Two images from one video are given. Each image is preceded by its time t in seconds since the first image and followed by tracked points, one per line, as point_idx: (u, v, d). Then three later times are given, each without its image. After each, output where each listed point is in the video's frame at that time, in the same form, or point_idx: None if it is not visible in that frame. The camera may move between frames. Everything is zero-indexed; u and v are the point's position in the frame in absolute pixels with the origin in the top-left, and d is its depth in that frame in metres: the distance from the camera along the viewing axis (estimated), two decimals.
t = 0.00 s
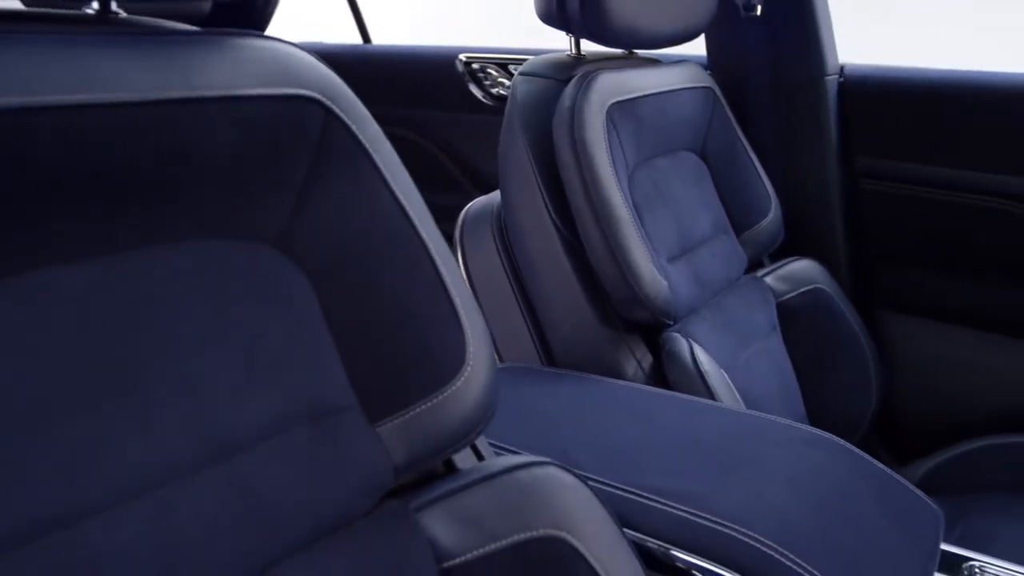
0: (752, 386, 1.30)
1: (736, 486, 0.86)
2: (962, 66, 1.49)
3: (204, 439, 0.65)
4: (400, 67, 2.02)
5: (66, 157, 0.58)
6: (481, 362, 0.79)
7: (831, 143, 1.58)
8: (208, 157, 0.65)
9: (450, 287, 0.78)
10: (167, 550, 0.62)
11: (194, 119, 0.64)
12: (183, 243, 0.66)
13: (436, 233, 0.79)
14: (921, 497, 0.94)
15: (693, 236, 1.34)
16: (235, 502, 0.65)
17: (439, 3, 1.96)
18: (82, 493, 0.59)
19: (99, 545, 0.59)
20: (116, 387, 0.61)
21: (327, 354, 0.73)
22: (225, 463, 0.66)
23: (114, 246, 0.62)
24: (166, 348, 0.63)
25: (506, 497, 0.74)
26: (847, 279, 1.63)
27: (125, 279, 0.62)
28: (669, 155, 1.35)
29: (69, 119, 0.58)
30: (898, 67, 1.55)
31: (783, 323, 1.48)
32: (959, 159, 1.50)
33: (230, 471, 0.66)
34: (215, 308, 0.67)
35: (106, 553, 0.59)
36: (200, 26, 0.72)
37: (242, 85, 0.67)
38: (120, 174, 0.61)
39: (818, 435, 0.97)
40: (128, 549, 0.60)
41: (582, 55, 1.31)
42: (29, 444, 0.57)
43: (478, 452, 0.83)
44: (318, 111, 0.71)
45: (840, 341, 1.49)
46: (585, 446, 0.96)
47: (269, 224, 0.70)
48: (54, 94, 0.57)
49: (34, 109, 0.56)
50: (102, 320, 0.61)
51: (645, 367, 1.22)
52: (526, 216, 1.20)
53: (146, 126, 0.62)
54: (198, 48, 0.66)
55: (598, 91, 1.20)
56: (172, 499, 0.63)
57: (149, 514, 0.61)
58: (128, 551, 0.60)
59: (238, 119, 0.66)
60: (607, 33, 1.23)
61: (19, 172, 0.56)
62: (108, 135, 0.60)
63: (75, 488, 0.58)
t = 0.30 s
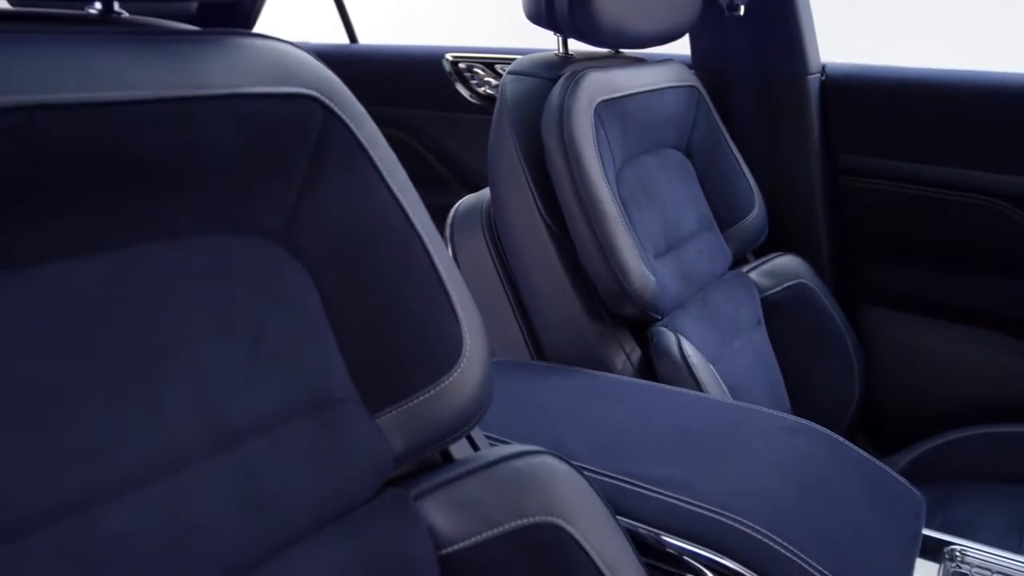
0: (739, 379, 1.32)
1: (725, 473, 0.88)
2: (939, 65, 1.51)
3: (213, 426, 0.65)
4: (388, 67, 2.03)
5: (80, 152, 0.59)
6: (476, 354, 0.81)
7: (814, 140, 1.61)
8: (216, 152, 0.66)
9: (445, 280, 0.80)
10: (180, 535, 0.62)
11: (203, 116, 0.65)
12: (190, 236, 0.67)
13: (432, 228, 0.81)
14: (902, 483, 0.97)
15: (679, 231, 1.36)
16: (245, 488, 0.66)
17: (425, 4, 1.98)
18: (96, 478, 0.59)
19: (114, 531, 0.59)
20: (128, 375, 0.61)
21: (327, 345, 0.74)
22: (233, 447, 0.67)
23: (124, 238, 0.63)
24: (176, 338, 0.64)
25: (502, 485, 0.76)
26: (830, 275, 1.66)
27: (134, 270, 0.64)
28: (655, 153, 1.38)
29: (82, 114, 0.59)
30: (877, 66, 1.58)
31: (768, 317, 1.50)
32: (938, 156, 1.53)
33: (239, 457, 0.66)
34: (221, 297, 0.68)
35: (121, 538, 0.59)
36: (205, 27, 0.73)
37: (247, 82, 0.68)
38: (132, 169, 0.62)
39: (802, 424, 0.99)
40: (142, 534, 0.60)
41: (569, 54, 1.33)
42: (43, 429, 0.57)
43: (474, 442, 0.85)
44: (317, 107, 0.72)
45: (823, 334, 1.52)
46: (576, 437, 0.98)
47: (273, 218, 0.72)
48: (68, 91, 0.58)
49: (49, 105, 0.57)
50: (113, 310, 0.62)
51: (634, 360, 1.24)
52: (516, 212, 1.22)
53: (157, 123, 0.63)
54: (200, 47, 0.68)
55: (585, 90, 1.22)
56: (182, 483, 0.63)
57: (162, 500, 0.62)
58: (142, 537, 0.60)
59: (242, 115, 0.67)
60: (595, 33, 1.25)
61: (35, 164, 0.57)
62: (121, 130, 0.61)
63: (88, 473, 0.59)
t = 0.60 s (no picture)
0: (724, 372, 1.35)
1: (713, 461, 0.91)
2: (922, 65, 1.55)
3: (216, 416, 0.67)
4: (374, 66, 2.05)
5: (87, 150, 0.61)
6: (471, 346, 0.83)
7: (796, 138, 1.64)
8: (218, 150, 0.68)
9: (440, 274, 0.82)
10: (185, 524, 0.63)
11: (206, 115, 0.67)
12: (191, 232, 0.69)
13: (427, 224, 0.83)
14: (885, 470, 1.00)
15: (666, 228, 1.39)
16: (247, 479, 0.68)
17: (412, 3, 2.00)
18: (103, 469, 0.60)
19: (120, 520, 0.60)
20: (134, 368, 0.63)
21: (326, 337, 0.76)
22: (236, 439, 0.68)
23: (128, 233, 0.65)
24: (180, 331, 0.66)
25: (497, 473, 0.78)
26: (813, 270, 1.69)
27: (139, 265, 0.65)
28: (642, 151, 1.40)
29: (88, 113, 0.60)
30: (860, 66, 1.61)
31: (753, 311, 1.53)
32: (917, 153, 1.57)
33: (240, 448, 0.68)
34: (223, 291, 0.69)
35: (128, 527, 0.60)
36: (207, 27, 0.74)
37: (248, 81, 0.70)
38: (137, 165, 0.64)
39: (788, 415, 1.02)
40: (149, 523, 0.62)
41: (556, 53, 1.35)
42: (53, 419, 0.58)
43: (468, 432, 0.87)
44: (315, 105, 0.74)
45: (806, 328, 1.54)
46: (567, 428, 1.00)
47: (272, 214, 0.73)
48: (75, 90, 0.60)
49: (56, 103, 0.59)
50: (119, 304, 0.63)
51: (622, 354, 1.27)
52: (505, 209, 1.24)
53: (160, 121, 0.64)
54: (200, 46, 0.69)
55: (573, 89, 1.24)
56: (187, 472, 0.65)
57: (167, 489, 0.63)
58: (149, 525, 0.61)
59: (242, 113, 0.69)
60: (583, 33, 1.27)
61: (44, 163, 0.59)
62: (127, 128, 0.63)
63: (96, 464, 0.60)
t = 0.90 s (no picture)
0: (710, 366, 1.37)
1: (701, 449, 0.93)
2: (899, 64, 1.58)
3: (221, 406, 0.68)
4: (361, 67, 2.06)
5: (93, 147, 0.62)
6: (466, 340, 0.84)
7: (779, 136, 1.67)
8: (220, 147, 0.69)
9: (436, 269, 0.83)
10: (191, 513, 0.64)
11: (208, 112, 0.68)
12: (193, 227, 0.70)
13: (422, 220, 0.84)
14: (868, 459, 1.02)
15: (652, 224, 1.41)
16: (252, 468, 0.69)
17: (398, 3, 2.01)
18: (112, 457, 0.61)
19: (128, 507, 0.61)
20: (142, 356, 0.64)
21: (326, 330, 0.77)
22: (241, 427, 0.69)
23: (134, 227, 0.66)
24: (185, 322, 0.67)
25: (492, 462, 0.81)
26: (796, 267, 1.72)
27: (144, 258, 0.66)
28: (628, 149, 1.42)
29: (94, 110, 0.62)
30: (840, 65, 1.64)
31: (738, 306, 1.55)
32: (897, 151, 1.60)
33: (244, 438, 0.69)
34: (227, 283, 0.70)
35: (136, 514, 0.61)
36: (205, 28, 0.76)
37: (248, 80, 0.71)
38: (142, 162, 0.65)
39: (774, 406, 1.04)
40: (157, 512, 0.63)
41: (544, 53, 1.37)
42: (62, 409, 0.59)
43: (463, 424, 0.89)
44: (313, 104, 0.76)
45: (789, 323, 1.57)
46: (559, 419, 1.02)
47: (273, 209, 0.75)
48: (78, 88, 0.61)
49: (62, 101, 0.60)
50: (126, 295, 0.64)
51: (611, 348, 1.29)
52: (495, 206, 1.26)
53: (163, 118, 0.66)
54: (201, 46, 0.71)
55: (561, 88, 1.26)
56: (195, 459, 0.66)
57: (174, 479, 0.64)
58: (157, 514, 0.62)
59: (242, 110, 0.70)
60: (571, 33, 1.29)
61: (51, 160, 0.60)
62: (132, 126, 0.64)
63: (105, 452, 0.61)
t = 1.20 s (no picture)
0: (696, 359, 1.40)
1: (689, 439, 0.95)
2: (879, 64, 1.62)
3: (225, 396, 0.69)
4: (348, 67, 2.08)
5: (95, 144, 0.63)
6: (460, 332, 0.86)
7: (761, 133, 1.69)
8: (220, 144, 0.71)
9: (430, 264, 0.85)
10: (196, 500, 0.66)
11: (207, 110, 0.70)
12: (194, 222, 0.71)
13: (416, 216, 0.86)
14: (850, 447, 1.05)
15: (638, 221, 1.43)
16: (253, 457, 0.70)
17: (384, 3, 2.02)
18: (117, 445, 0.62)
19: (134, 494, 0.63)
20: (148, 348, 0.65)
21: (324, 324, 0.79)
22: (244, 416, 0.71)
23: (139, 222, 0.67)
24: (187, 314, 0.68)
25: (486, 451, 0.83)
26: (779, 262, 1.75)
27: (146, 251, 0.67)
28: (614, 147, 1.45)
29: (98, 109, 0.63)
30: (820, 65, 1.67)
31: (722, 301, 1.58)
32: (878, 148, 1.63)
33: (245, 427, 0.70)
34: (230, 276, 0.72)
35: (143, 502, 0.63)
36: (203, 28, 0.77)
37: (247, 78, 0.73)
38: (143, 159, 0.66)
39: (759, 396, 1.07)
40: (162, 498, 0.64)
41: (531, 52, 1.39)
42: (71, 397, 0.61)
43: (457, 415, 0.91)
44: (311, 103, 0.77)
45: (773, 317, 1.60)
46: (550, 410, 1.04)
47: (273, 205, 0.76)
48: (83, 88, 0.63)
49: (68, 100, 0.61)
50: (129, 287, 0.65)
51: (598, 342, 1.31)
52: (484, 203, 1.28)
53: (166, 116, 0.67)
54: (201, 46, 0.72)
55: (548, 87, 1.28)
56: (200, 448, 0.67)
57: (178, 466, 0.65)
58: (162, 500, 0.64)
59: (242, 109, 0.72)
60: (558, 32, 1.31)
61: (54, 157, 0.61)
62: (133, 124, 0.65)
63: (111, 441, 0.62)
